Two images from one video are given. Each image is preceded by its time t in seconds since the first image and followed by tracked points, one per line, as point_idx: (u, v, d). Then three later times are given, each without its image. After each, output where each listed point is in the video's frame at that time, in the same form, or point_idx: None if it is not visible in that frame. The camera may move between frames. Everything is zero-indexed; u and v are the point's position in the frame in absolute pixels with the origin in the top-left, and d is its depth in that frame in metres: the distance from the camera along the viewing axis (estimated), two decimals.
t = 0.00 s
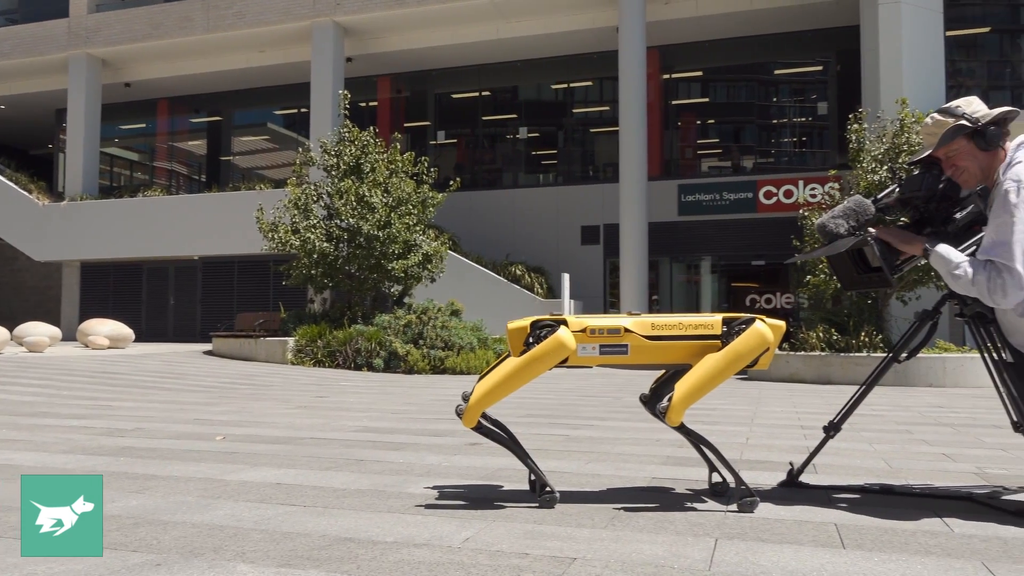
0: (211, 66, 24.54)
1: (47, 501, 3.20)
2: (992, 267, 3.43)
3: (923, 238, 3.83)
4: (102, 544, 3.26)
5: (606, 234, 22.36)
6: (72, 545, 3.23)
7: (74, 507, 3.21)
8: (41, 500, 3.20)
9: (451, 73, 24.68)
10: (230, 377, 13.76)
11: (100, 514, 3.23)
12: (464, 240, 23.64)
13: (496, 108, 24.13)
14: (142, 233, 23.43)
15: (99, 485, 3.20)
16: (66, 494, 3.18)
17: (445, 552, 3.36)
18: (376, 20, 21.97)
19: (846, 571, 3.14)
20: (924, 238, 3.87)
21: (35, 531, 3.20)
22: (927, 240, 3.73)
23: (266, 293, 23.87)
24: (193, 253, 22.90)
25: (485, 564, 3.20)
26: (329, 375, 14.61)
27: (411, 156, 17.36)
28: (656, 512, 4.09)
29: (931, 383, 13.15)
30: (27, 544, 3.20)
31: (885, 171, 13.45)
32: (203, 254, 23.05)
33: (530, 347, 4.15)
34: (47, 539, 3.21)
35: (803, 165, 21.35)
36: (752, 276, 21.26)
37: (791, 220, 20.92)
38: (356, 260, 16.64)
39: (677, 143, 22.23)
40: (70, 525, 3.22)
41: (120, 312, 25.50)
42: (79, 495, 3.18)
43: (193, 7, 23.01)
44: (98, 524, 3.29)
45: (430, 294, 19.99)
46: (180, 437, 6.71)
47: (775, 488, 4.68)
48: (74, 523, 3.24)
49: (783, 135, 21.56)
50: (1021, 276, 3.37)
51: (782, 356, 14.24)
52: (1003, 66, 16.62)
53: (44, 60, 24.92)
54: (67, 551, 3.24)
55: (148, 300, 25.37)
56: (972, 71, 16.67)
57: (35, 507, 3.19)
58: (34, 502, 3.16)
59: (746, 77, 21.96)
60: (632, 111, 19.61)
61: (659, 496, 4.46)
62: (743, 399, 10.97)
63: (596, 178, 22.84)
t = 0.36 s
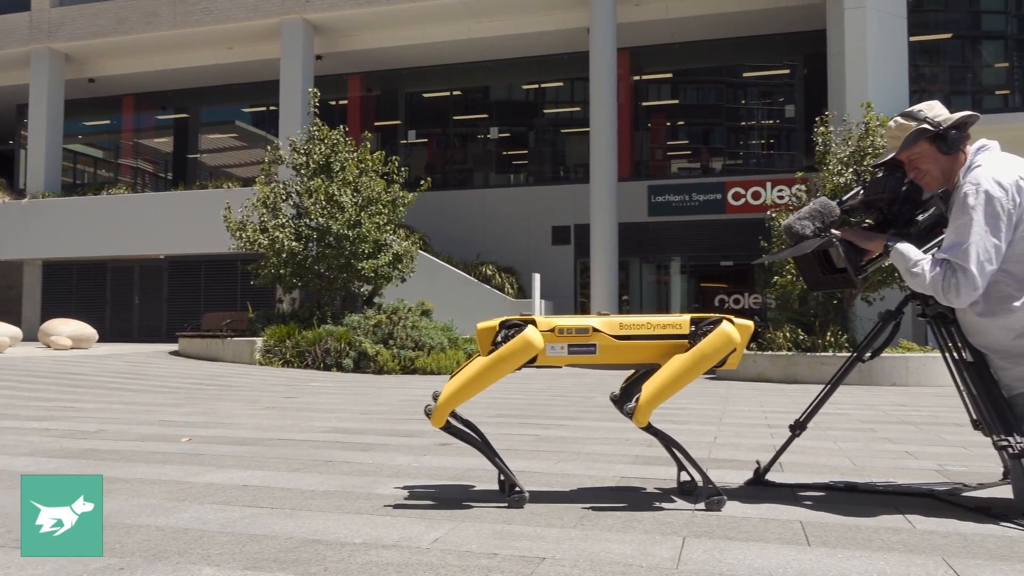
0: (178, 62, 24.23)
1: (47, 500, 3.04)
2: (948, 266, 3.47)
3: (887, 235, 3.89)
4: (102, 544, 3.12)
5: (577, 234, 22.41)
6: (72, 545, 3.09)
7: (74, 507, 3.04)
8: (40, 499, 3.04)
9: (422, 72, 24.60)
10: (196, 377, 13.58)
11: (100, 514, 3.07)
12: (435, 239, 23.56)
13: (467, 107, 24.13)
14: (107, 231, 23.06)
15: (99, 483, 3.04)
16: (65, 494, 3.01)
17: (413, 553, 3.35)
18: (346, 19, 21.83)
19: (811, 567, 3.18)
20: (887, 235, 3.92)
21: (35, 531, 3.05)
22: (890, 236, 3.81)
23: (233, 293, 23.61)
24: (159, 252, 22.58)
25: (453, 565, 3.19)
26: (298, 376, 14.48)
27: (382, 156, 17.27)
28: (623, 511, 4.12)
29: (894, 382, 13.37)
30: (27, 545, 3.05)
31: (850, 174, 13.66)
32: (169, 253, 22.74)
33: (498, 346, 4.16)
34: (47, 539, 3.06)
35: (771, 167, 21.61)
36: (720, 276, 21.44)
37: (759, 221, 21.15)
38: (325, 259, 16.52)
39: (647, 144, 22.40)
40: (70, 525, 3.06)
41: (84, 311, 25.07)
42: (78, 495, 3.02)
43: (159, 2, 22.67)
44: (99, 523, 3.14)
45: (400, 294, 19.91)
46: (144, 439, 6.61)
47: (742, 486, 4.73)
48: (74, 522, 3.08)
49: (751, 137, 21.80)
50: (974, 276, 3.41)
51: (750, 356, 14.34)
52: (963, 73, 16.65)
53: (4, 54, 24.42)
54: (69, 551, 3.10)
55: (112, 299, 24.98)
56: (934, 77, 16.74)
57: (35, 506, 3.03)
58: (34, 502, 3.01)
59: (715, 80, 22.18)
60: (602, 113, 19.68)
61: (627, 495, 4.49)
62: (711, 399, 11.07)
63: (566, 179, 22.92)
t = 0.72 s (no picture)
0: (145, 58, 23.88)
1: (48, 500, 3.15)
2: (911, 267, 3.52)
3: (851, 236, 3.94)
4: (101, 544, 3.20)
5: (548, 234, 22.44)
6: (72, 545, 3.18)
7: (74, 507, 3.15)
8: (41, 499, 3.14)
9: (393, 71, 24.51)
10: (162, 378, 13.39)
11: (100, 514, 3.16)
12: (405, 239, 23.45)
13: (439, 107, 24.08)
14: (70, 230, 22.67)
15: (99, 484, 3.14)
16: (66, 494, 3.12)
17: (382, 554, 3.33)
18: (317, 17, 21.65)
19: (777, 564, 3.21)
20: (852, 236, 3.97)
21: (35, 530, 3.15)
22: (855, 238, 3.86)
23: (200, 292, 23.31)
24: (124, 251, 22.23)
25: (422, 565, 3.18)
26: (266, 376, 14.33)
27: (352, 155, 17.16)
28: (592, 510, 4.13)
29: (859, 381, 13.58)
30: (27, 544, 3.14)
31: (817, 176, 13.85)
32: (134, 252, 22.40)
33: (467, 345, 4.16)
34: (47, 539, 3.15)
35: (739, 168, 21.83)
36: (690, 277, 21.58)
37: (729, 222, 21.33)
38: (295, 259, 16.38)
39: (618, 146, 22.52)
40: (70, 525, 3.16)
41: (46, 310, 24.61)
42: (78, 495, 3.12)
43: None
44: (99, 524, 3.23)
45: (370, 294, 19.80)
46: (109, 441, 6.50)
47: (710, 485, 4.77)
48: (74, 522, 3.18)
49: (721, 139, 22.00)
50: (936, 278, 3.48)
51: (719, 356, 14.49)
52: (927, 77, 16.82)
53: None
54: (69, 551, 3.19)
55: (75, 299, 24.53)
56: (898, 81, 16.91)
57: (35, 507, 3.13)
58: (34, 502, 3.11)
59: (685, 82, 22.36)
60: (574, 113, 19.70)
61: (597, 495, 4.50)
62: (681, 398, 11.15)
63: (537, 179, 22.96)
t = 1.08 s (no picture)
0: (110, 54, 23.50)
1: (47, 500, 3.15)
2: (877, 269, 3.58)
3: (818, 239, 3.99)
4: (101, 544, 3.20)
5: (519, 234, 22.47)
6: (72, 545, 3.18)
7: (74, 507, 3.15)
8: (41, 499, 3.15)
9: (364, 70, 24.38)
10: (127, 379, 13.18)
11: (100, 514, 3.17)
12: (376, 239, 23.32)
13: (410, 106, 24.01)
14: (32, 228, 22.26)
15: (98, 484, 3.15)
16: (66, 494, 3.13)
17: (350, 556, 3.31)
18: (287, 14, 21.43)
19: (744, 562, 3.24)
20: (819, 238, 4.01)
21: (35, 531, 3.14)
22: (821, 239, 3.92)
23: (167, 292, 23.01)
24: (88, 250, 21.87)
25: (391, 567, 3.16)
26: (233, 377, 14.18)
27: (322, 153, 17.03)
28: (561, 509, 4.14)
29: (825, 380, 13.77)
30: (27, 545, 3.14)
31: (784, 178, 14.02)
32: (98, 251, 22.05)
33: (437, 345, 4.15)
34: (47, 539, 3.16)
35: (709, 169, 22.02)
36: (660, 277, 21.72)
37: (698, 222, 21.51)
38: (263, 258, 16.21)
39: (589, 147, 22.62)
40: (70, 526, 3.17)
41: (7, 310, 24.14)
42: (78, 495, 3.13)
43: None
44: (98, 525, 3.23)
45: (340, 294, 19.67)
46: (72, 443, 6.39)
47: (678, 483, 4.81)
48: (74, 523, 3.19)
49: (690, 141, 22.19)
50: (901, 279, 3.54)
51: (688, 356, 14.62)
52: (892, 82, 16.98)
53: None
54: (69, 550, 3.19)
55: (38, 298, 24.09)
56: (864, 85, 17.09)
57: (35, 507, 3.14)
58: (34, 502, 3.12)
59: (656, 84, 22.51)
60: (546, 115, 19.69)
61: (567, 495, 4.52)
62: (649, 398, 11.23)
63: (509, 179, 22.98)
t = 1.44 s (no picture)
0: (75, 49, 23.11)
1: (47, 500, 3.14)
2: (847, 272, 3.64)
3: (786, 241, 4.03)
4: (101, 544, 3.20)
5: (490, 234, 22.46)
6: (72, 545, 3.17)
7: (74, 507, 3.14)
8: (40, 499, 3.14)
9: (335, 68, 24.23)
10: (91, 379, 12.95)
11: (100, 514, 3.16)
12: (347, 239, 23.17)
13: (381, 105, 23.91)
14: None
15: (98, 484, 3.14)
16: (66, 494, 3.12)
17: (319, 557, 3.29)
18: (257, 10, 21.22)
19: (713, 560, 3.27)
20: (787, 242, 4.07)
21: (35, 531, 3.13)
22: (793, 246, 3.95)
23: (133, 291, 22.69)
24: (51, 248, 21.48)
25: (360, 568, 3.15)
26: (201, 377, 14.01)
27: (292, 152, 16.88)
28: (530, 509, 4.14)
29: (793, 380, 13.94)
30: (27, 545, 3.13)
31: (753, 180, 14.19)
32: (62, 249, 21.66)
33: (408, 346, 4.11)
34: (47, 539, 3.14)
35: (679, 171, 22.17)
36: (632, 277, 21.81)
37: (669, 223, 21.64)
38: (233, 257, 16.04)
39: (561, 147, 22.68)
40: (70, 526, 3.16)
41: None
42: (78, 495, 3.12)
43: None
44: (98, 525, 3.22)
45: (310, 294, 19.50)
46: (35, 445, 6.27)
47: (648, 483, 4.83)
48: (73, 523, 3.19)
49: (661, 142, 22.34)
50: (873, 281, 3.60)
51: (659, 356, 14.72)
52: (858, 86, 16.99)
53: None
54: (68, 550, 3.19)
55: None
56: (831, 89, 17.21)
57: (34, 507, 3.12)
58: (34, 502, 3.11)
59: (628, 85, 22.62)
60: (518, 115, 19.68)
61: (537, 495, 4.52)
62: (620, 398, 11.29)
63: (481, 179, 22.96)
